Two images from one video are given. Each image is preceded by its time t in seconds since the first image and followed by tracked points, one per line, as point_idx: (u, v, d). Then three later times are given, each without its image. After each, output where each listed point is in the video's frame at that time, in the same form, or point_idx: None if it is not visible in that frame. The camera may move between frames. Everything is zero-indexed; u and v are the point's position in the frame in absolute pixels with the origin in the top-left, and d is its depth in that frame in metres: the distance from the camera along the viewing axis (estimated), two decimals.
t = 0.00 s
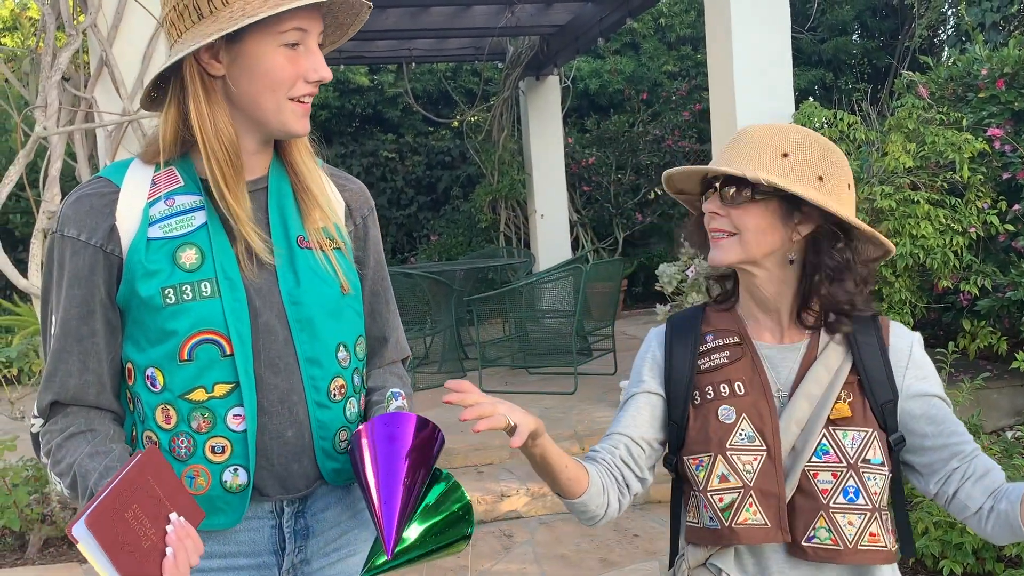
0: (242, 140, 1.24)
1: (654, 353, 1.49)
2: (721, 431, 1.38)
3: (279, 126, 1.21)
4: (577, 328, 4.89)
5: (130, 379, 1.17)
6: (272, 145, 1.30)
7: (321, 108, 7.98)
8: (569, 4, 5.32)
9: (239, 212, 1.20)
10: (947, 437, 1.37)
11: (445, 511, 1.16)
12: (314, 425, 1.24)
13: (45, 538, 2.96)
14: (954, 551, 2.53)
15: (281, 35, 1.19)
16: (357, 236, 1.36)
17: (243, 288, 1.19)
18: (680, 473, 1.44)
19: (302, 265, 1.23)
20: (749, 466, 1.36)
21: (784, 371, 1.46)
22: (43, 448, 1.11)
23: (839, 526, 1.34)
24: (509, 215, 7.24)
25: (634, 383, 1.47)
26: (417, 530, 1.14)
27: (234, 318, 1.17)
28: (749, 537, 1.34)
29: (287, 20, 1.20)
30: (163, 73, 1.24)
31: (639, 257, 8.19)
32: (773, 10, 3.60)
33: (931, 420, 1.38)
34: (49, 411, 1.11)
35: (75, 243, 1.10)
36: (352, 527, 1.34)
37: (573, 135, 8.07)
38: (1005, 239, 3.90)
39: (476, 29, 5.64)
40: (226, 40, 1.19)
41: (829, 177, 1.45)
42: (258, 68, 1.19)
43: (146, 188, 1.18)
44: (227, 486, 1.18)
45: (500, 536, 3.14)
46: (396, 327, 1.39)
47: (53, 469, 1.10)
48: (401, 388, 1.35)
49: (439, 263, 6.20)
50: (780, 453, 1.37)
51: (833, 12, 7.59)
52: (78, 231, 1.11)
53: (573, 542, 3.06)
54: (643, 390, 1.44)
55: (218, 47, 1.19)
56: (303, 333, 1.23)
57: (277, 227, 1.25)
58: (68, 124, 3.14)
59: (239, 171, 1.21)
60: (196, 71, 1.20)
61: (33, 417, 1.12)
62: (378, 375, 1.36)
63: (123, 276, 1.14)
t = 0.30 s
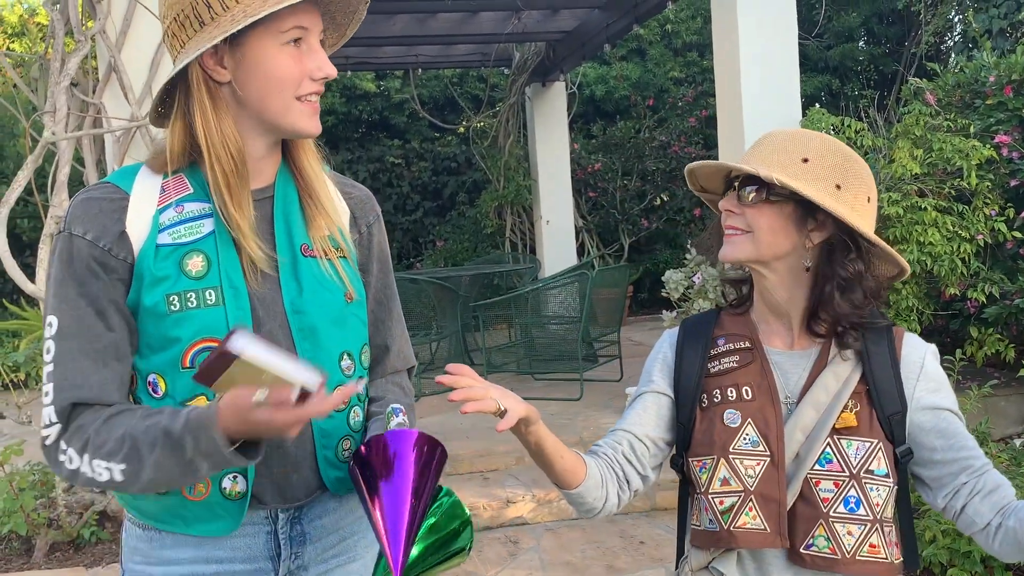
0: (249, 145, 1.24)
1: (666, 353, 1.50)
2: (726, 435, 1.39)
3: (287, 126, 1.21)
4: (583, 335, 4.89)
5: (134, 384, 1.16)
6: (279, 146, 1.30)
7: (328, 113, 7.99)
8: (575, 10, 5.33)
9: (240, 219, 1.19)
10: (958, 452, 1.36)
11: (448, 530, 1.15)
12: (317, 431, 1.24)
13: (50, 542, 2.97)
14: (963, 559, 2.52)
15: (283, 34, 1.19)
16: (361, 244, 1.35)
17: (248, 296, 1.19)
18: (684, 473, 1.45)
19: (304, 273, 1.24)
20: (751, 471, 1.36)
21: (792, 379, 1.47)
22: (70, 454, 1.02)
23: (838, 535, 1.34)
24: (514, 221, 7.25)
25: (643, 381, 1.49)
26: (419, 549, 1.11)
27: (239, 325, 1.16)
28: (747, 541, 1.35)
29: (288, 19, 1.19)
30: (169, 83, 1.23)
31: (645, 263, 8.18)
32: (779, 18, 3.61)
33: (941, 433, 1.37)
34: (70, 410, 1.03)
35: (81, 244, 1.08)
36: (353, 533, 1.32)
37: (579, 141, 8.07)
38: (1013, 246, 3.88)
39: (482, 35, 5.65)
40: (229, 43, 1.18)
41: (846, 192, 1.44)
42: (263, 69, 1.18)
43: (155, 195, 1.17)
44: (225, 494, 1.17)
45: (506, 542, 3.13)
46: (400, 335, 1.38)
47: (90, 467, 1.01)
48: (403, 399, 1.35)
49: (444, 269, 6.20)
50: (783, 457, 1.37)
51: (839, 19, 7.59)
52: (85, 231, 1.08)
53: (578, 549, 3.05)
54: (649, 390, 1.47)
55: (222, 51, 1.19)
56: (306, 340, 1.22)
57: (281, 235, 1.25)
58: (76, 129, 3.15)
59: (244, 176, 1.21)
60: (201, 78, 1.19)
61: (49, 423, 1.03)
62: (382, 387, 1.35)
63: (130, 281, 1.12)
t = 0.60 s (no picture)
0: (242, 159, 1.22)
1: (662, 373, 1.51)
2: (728, 451, 1.39)
3: (280, 137, 1.19)
4: (586, 345, 4.89)
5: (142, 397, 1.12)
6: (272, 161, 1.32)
7: (332, 124, 8.00)
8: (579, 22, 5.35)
9: (233, 227, 1.16)
10: (950, 470, 1.36)
11: (429, 536, 1.14)
12: (324, 439, 1.24)
13: (53, 553, 2.97)
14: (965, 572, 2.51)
15: (271, 45, 1.16)
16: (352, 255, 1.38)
17: (258, 302, 1.17)
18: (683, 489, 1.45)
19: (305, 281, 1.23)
20: (754, 487, 1.37)
21: (793, 394, 1.47)
22: (153, 433, 0.95)
23: (842, 547, 1.34)
24: (518, 232, 7.26)
25: (642, 404, 1.50)
26: (395, 552, 1.10)
27: (252, 332, 1.15)
28: (752, 557, 1.35)
29: (275, 30, 1.16)
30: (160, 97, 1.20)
31: (648, 273, 8.19)
32: (784, 31, 3.61)
33: (933, 450, 1.38)
34: (143, 392, 0.97)
35: (99, 247, 1.02)
36: (345, 545, 1.33)
37: (583, 151, 8.08)
38: (1015, 258, 3.88)
39: (487, 46, 5.67)
40: (218, 56, 1.15)
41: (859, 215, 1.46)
42: (252, 81, 1.15)
43: (161, 207, 1.14)
44: (245, 499, 1.15)
45: (508, 554, 3.13)
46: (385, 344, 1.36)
47: (182, 437, 0.95)
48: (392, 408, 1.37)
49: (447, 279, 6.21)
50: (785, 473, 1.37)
51: (842, 30, 7.61)
52: (105, 233, 1.04)
53: (581, 561, 3.04)
54: (650, 411, 1.48)
55: (211, 65, 1.16)
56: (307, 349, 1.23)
57: (280, 247, 1.24)
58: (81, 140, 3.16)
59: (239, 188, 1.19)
60: (191, 92, 1.16)
61: (120, 408, 0.96)
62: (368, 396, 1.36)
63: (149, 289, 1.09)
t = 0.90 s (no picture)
0: (231, 174, 1.23)
1: (674, 405, 1.30)
2: (780, 472, 1.24)
3: (259, 148, 1.19)
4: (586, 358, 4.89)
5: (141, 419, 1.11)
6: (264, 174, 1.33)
7: (332, 137, 8.02)
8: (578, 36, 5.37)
9: (230, 240, 1.16)
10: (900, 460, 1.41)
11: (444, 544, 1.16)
12: (325, 452, 1.24)
13: (51, 567, 2.97)
14: None
15: (241, 57, 1.17)
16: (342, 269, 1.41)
17: (262, 315, 1.17)
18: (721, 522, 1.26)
19: (305, 292, 1.24)
20: (813, 500, 1.23)
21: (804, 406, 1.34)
22: (175, 445, 0.95)
23: (892, 542, 1.26)
24: (517, 245, 7.26)
25: (654, 449, 1.32)
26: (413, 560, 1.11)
27: (257, 346, 1.15)
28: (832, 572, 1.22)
29: (244, 42, 1.18)
30: (143, 111, 1.24)
31: (647, 286, 8.19)
32: (780, 45, 3.63)
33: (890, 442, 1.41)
34: (161, 406, 0.96)
35: (104, 264, 1.02)
36: (346, 558, 1.33)
37: (582, 164, 8.10)
38: (1013, 271, 3.89)
39: (486, 61, 5.69)
40: (191, 71, 1.17)
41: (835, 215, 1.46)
42: (225, 94, 1.16)
43: (160, 224, 1.13)
44: (252, 513, 1.14)
45: (507, 569, 3.12)
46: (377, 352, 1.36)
47: (206, 448, 0.96)
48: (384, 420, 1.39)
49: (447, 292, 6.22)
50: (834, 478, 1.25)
51: (840, 44, 7.64)
52: (110, 250, 1.04)
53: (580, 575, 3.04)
54: (665, 456, 1.30)
55: (187, 80, 1.18)
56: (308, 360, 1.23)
57: (275, 260, 1.24)
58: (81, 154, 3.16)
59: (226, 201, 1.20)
60: (170, 108, 1.19)
61: (140, 423, 0.95)
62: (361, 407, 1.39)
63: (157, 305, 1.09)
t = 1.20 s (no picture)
0: (225, 189, 1.24)
1: (678, 430, 1.26)
2: (788, 492, 1.24)
3: (249, 165, 1.20)
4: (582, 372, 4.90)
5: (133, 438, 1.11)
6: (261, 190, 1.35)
7: (329, 151, 8.03)
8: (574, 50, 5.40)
9: (220, 253, 1.16)
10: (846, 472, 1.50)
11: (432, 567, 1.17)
12: (317, 466, 1.25)
13: None
14: None
15: (228, 74, 1.18)
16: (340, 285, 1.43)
17: (255, 331, 1.17)
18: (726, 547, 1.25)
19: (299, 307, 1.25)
20: (810, 516, 1.26)
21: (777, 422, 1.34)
22: (151, 468, 0.97)
23: (868, 550, 1.33)
24: (514, 258, 7.28)
25: (654, 475, 1.26)
26: None
27: (250, 362, 1.15)
28: None
29: (230, 59, 1.19)
30: (137, 131, 1.26)
31: (643, 299, 8.21)
32: (773, 60, 3.66)
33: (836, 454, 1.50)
34: (139, 430, 0.97)
35: (96, 281, 1.03)
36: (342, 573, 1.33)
37: (578, 178, 8.13)
38: (1007, 284, 3.91)
39: (483, 75, 5.72)
40: (182, 89, 1.19)
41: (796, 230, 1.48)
42: (213, 110, 1.17)
43: (156, 240, 1.14)
44: (245, 529, 1.15)
45: None
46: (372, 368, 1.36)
47: (179, 471, 0.96)
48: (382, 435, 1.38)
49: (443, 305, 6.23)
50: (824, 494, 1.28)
51: (835, 59, 7.70)
52: (101, 267, 1.04)
53: None
54: (670, 482, 1.25)
55: (178, 97, 1.19)
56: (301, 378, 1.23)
57: (274, 278, 1.25)
58: (77, 169, 3.17)
59: (221, 216, 1.20)
60: (162, 126, 1.20)
61: (118, 446, 0.96)
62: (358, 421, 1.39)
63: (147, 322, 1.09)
